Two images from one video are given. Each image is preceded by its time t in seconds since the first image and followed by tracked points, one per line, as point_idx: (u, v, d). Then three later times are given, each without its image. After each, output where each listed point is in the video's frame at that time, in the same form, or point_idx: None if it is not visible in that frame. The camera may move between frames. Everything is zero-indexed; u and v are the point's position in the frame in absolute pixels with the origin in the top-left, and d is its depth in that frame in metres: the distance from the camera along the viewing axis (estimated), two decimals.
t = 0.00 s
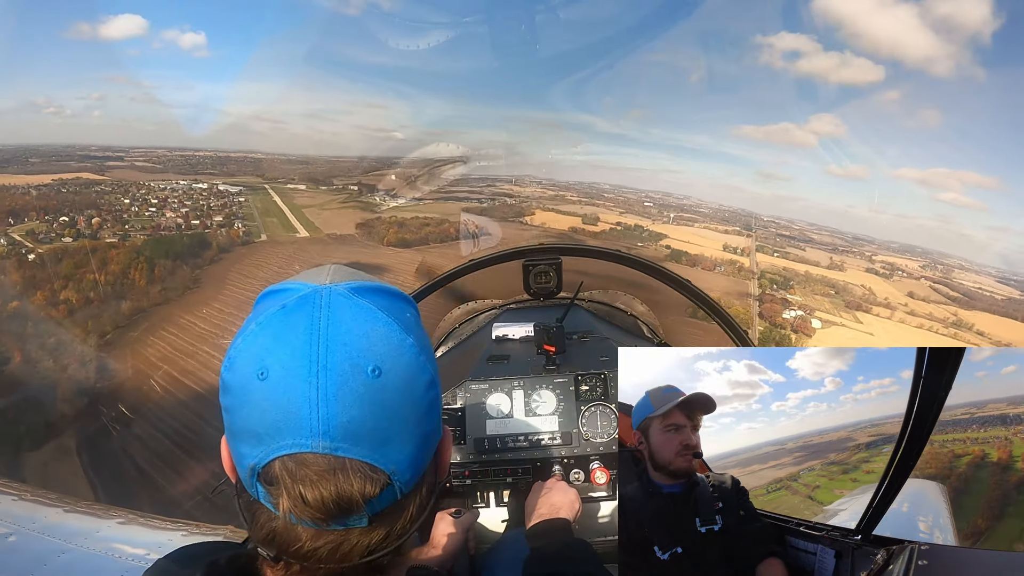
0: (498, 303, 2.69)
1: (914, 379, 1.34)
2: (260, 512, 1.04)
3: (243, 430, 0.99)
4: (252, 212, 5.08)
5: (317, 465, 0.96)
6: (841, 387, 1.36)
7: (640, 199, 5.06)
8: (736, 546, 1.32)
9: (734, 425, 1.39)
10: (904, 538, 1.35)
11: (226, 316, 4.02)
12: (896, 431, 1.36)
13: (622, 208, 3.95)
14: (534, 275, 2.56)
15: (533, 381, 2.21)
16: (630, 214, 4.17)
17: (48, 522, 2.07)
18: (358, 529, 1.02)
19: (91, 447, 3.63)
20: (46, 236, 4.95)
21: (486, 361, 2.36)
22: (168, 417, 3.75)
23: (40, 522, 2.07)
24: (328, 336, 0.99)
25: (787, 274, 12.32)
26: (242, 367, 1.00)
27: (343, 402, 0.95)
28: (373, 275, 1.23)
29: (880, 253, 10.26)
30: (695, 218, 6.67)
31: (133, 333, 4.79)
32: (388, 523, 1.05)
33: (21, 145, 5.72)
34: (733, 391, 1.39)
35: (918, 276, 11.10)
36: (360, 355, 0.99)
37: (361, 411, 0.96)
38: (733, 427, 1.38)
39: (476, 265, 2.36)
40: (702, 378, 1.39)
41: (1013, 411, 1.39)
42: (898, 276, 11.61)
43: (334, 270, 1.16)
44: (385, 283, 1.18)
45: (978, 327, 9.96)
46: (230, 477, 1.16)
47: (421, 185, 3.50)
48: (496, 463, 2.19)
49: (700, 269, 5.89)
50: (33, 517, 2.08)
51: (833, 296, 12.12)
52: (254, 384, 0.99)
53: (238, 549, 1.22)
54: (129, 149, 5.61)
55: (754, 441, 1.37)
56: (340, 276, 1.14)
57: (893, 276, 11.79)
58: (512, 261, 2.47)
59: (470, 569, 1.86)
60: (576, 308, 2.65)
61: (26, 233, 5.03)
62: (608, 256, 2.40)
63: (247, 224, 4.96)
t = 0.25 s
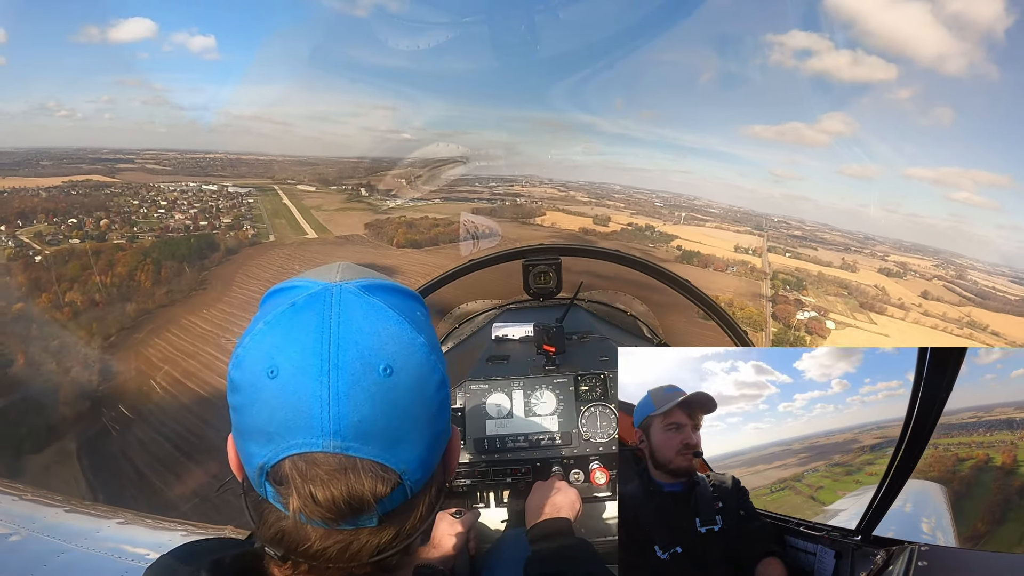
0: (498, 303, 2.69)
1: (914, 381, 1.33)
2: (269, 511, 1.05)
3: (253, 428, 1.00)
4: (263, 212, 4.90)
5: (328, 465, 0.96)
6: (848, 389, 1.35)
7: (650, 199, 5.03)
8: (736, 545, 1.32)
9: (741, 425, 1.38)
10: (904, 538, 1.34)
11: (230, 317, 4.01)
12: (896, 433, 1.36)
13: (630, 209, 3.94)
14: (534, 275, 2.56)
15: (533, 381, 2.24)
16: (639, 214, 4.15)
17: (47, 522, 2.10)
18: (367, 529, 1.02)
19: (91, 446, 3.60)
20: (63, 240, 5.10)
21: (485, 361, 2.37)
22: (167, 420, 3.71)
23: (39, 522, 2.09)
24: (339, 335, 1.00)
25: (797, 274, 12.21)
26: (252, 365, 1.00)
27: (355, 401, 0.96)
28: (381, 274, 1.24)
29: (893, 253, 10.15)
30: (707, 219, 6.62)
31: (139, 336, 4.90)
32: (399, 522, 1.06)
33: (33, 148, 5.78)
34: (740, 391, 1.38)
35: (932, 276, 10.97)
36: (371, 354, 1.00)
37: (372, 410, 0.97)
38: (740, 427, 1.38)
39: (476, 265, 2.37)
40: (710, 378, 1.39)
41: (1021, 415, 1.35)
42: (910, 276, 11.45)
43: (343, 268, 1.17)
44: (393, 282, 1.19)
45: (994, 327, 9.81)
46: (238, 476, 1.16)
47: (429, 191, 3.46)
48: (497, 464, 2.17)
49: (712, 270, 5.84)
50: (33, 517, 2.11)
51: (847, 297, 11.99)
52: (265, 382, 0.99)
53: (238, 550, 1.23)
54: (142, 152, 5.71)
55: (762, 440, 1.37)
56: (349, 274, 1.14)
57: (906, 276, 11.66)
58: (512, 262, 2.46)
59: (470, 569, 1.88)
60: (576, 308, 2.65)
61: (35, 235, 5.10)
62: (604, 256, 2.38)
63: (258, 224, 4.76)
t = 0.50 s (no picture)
0: (498, 303, 2.69)
1: (916, 381, 1.32)
2: (266, 511, 1.05)
3: (250, 429, 1.00)
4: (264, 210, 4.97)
5: (324, 465, 0.97)
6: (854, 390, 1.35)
7: (654, 201, 5.03)
8: (736, 545, 1.32)
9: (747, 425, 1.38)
10: (905, 540, 1.35)
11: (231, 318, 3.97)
12: (897, 434, 1.35)
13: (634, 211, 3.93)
14: (534, 275, 2.55)
15: (533, 382, 2.23)
16: (643, 216, 4.15)
17: (48, 523, 2.10)
18: (364, 528, 1.03)
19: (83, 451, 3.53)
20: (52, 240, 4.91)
21: (485, 361, 2.38)
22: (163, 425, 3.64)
23: (39, 522, 2.10)
24: (335, 336, 1.00)
25: (802, 276, 12.13)
26: (249, 365, 1.01)
27: (351, 401, 0.96)
28: (379, 275, 1.24)
29: (897, 255, 10.13)
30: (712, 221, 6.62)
31: (137, 336, 4.68)
32: (395, 521, 1.06)
33: (34, 147, 5.74)
34: (747, 391, 1.37)
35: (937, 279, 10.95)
36: (367, 354, 1.00)
37: (368, 411, 0.97)
38: (745, 427, 1.37)
39: (476, 266, 2.37)
40: (717, 378, 1.38)
41: None
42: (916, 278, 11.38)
43: (340, 268, 1.17)
44: (390, 282, 1.19)
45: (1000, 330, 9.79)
46: (236, 476, 1.17)
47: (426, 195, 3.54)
48: (497, 464, 2.19)
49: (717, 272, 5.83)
50: (33, 518, 2.11)
51: (852, 299, 11.96)
52: (261, 383, 0.99)
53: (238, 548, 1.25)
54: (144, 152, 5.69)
55: (769, 441, 1.36)
56: (346, 274, 1.15)
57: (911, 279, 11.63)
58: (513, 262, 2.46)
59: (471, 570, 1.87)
60: (576, 308, 2.65)
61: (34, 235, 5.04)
62: (603, 255, 2.40)
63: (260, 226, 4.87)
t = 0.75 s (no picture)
0: (498, 303, 2.69)
1: (919, 382, 1.32)
2: (267, 511, 1.05)
3: (251, 429, 0.99)
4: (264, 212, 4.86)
5: (325, 464, 0.96)
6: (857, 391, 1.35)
7: (653, 204, 5.04)
8: (736, 545, 1.31)
9: (749, 425, 1.37)
10: (906, 542, 1.36)
11: (230, 321, 3.94)
12: (899, 435, 1.34)
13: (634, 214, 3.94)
14: (534, 275, 2.54)
15: (534, 382, 2.23)
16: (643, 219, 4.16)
17: (49, 523, 2.09)
18: (364, 527, 1.02)
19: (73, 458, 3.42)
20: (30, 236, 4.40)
21: (486, 361, 2.38)
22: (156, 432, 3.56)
23: (40, 522, 2.08)
24: (336, 336, 1.00)
25: (802, 279, 12.11)
26: (249, 365, 1.00)
27: (352, 401, 0.96)
28: (379, 275, 1.24)
29: (896, 258, 10.17)
30: (711, 224, 6.63)
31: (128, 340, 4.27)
32: (395, 521, 1.05)
33: (30, 149, 5.70)
34: (750, 391, 1.36)
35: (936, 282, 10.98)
36: (368, 354, 1.00)
37: (369, 411, 0.97)
38: (748, 427, 1.37)
39: (476, 265, 2.38)
40: (719, 379, 1.37)
41: None
42: (915, 281, 11.37)
43: (340, 269, 1.16)
44: (390, 282, 1.19)
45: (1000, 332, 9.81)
46: (236, 476, 1.16)
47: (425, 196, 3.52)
48: (497, 464, 2.18)
49: (718, 275, 5.84)
50: (34, 518, 2.11)
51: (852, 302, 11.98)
52: (262, 383, 0.99)
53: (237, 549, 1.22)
54: (142, 153, 5.67)
55: (771, 441, 1.35)
56: (347, 274, 1.14)
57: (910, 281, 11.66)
58: (511, 262, 2.48)
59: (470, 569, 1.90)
60: (576, 308, 2.65)
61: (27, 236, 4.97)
62: (604, 256, 2.41)
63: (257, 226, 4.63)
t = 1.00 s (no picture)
0: (498, 302, 2.65)
1: (920, 383, 1.33)
2: (266, 511, 1.04)
3: (250, 431, 0.99)
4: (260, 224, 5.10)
5: (325, 465, 0.95)
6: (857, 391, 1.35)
7: (649, 209, 5.08)
8: (737, 546, 1.31)
9: (751, 425, 1.37)
10: (908, 541, 1.35)
11: (225, 325, 3.91)
12: (900, 436, 1.34)
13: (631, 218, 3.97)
14: (534, 275, 2.53)
15: (534, 382, 2.23)
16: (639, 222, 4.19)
17: (48, 522, 2.06)
18: (363, 528, 1.01)
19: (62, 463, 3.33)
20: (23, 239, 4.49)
21: (486, 361, 2.38)
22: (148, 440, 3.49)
23: (39, 521, 2.06)
24: (337, 337, 0.99)
25: (799, 282, 12.13)
26: (250, 367, 1.00)
27: (352, 402, 0.95)
28: (378, 277, 1.23)
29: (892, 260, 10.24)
30: (708, 228, 6.68)
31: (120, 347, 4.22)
32: (395, 521, 1.05)
33: (25, 154, 5.68)
34: (750, 392, 1.36)
35: (931, 284, 11.04)
36: (368, 356, 0.99)
37: (369, 412, 0.96)
38: (749, 427, 1.37)
39: (477, 265, 2.36)
40: (720, 380, 1.37)
41: None
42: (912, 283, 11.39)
43: (340, 271, 1.16)
44: (390, 284, 1.19)
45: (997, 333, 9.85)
46: (235, 477, 1.15)
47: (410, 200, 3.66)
48: (498, 464, 2.17)
49: (715, 278, 5.88)
50: (33, 515, 2.09)
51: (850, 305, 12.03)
52: (262, 385, 0.98)
53: (236, 550, 1.20)
54: (139, 159, 5.67)
55: (772, 441, 1.35)
56: (347, 276, 1.14)
57: (906, 284, 11.74)
58: (511, 262, 2.46)
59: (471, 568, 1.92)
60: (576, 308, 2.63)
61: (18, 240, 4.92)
62: (607, 256, 2.41)
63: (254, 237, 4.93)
